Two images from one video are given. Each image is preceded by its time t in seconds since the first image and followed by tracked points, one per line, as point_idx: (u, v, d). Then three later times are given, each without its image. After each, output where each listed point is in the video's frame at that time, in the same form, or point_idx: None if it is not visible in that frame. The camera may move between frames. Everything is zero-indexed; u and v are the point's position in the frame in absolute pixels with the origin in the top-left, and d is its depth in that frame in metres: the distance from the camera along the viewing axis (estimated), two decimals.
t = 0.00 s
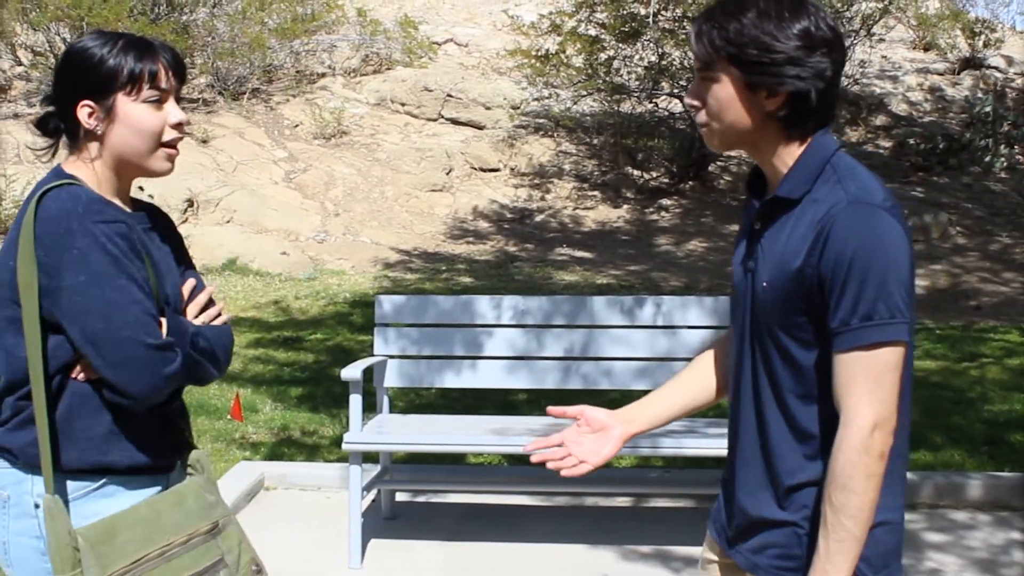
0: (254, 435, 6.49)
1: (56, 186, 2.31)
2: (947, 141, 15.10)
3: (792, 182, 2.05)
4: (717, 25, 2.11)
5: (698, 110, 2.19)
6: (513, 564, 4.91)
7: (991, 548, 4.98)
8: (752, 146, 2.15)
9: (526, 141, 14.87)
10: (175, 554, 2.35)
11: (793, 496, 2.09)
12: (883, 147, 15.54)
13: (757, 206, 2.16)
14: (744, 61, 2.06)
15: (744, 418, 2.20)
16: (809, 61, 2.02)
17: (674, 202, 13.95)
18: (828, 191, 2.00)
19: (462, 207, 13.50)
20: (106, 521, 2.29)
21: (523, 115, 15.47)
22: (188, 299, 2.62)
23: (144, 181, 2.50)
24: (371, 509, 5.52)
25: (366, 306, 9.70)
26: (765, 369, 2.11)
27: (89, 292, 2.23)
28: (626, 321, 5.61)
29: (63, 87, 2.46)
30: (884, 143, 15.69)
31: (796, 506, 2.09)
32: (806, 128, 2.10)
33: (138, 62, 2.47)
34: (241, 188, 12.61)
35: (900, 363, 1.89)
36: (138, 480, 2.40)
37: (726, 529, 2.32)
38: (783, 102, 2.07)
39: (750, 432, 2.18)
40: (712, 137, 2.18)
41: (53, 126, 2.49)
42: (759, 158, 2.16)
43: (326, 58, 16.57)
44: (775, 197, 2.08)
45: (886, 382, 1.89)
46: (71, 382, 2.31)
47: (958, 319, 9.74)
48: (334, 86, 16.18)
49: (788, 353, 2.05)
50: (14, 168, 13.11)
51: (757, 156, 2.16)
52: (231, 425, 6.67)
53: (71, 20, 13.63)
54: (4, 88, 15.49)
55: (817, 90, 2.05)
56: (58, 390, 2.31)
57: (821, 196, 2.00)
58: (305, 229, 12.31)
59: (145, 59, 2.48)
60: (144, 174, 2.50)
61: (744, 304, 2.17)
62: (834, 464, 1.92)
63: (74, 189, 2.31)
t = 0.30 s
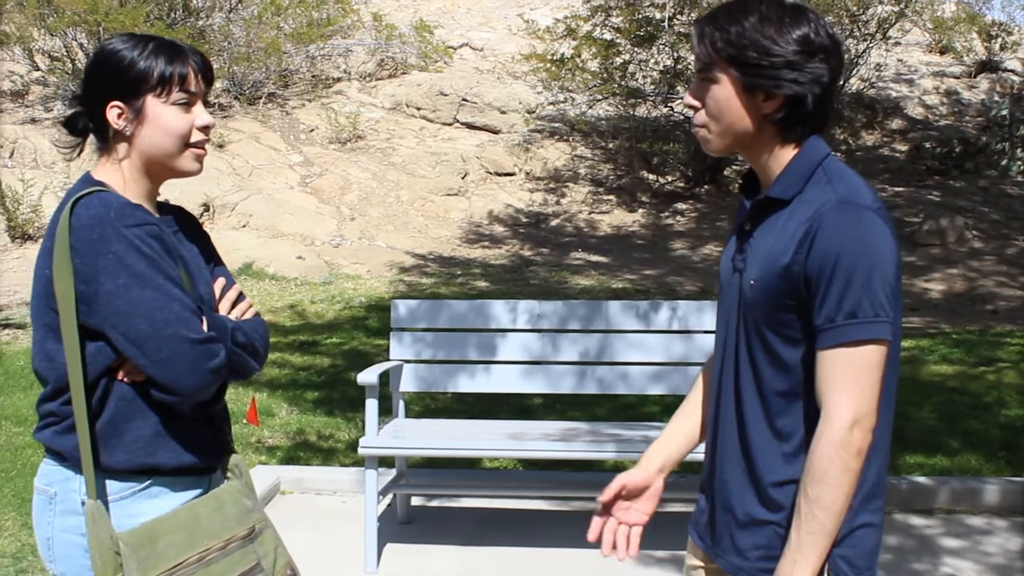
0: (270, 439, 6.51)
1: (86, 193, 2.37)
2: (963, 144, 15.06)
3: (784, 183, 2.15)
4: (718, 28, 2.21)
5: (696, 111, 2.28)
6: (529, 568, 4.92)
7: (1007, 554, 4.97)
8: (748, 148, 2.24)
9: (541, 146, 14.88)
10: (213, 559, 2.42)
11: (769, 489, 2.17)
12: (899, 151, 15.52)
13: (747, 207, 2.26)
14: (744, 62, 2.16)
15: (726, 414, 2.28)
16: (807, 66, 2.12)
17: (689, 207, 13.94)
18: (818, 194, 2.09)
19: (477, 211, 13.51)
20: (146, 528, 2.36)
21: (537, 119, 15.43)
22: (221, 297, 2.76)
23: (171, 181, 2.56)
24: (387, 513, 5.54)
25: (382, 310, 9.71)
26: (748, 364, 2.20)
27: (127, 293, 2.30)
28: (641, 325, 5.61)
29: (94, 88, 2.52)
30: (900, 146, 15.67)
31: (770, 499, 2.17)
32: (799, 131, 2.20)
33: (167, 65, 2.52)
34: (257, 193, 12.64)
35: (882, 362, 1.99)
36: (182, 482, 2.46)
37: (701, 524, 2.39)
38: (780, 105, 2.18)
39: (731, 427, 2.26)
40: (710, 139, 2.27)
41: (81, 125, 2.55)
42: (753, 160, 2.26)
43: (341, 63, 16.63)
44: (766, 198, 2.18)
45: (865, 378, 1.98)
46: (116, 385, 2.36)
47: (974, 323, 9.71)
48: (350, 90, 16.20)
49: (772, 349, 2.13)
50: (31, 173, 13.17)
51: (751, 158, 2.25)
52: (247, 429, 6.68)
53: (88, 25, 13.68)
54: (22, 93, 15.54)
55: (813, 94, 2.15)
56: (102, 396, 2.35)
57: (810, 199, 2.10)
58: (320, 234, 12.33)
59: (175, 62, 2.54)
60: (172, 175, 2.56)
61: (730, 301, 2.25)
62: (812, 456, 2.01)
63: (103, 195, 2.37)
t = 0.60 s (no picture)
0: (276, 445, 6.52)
1: (137, 202, 2.52)
2: (969, 152, 15.04)
3: (763, 190, 2.17)
4: (701, 35, 2.22)
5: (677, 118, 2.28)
6: None
7: (1012, 562, 4.96)
8: (728, 156, 2.25)
9: (546, 153, 14.89)
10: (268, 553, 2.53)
11: (748, 491, 2.17)
12: (905, 158, 15.52)
13: (728, 213, 2.27)
14: (724, 70, 2.16)
15: (705, 418, 2.28)
16: (786, 75, 2.13)
17: (695, 214, 13.93)
18: (796, 197, 2.11)
19: (483, 218, 13.53)
20: (204, 522, 2.45)
21: (544, 126, 15.46)
22: (262, 303, 2.86)
23: (217, 189, 2.69)
24: (392, 520, 5.54)
25: (387, 317, 9.72)
26: (727, 365, 2.20)
27: (176, 298, 2.42)
28: (646, 332, 5.57)
29: (139, 101, 2.67)
30: (905, 154, 15.68)
31: (748, 501, 2.18)
32: (779, 138, 2.21)
33: (206, 77, 2.66)
34: (264, 200, 12.66)
35: (867, 362, 2.00)
36: (224, 482, 2.60)
37: (683, 526, 2.40)
38: (759, 113, 2.18)
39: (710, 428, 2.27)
40: (692, 148, 2.27)
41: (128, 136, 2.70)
42: (732, 166, 2.26)
43: (348, 70, 16.60)
44: (745, 204, 2.19)
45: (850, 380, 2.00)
46: (160, 387, 2.49)
47: (980, 331, 9.70)
48: (356, 97, 16.22)
49: (753, 350, 2.14)
50: (38, 180, 13.20)
51: (731, 163, 2.26)
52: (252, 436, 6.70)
53: (95, 32, 13.71)
54: (29, 100, 15.58)
55: (792, 102, 2.15)
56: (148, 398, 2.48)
57: (788, 203, 2.11)
58: (326, 240, 12.35)
59: (213, 73, 2.68)
60: (217, 183, 2.69)
61: (711, 306, 2.26)
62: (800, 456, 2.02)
63: (150, 206, 2.50)
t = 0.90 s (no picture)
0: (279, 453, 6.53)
1: (149, 208, 2.57)
2: (972, 158, 15.01)
3: (738, 197, 2.35)
4: (674, 49, 2.43)
5: (652, 127, 2.49)
6: None
7: (1016, 569, 4.96)
8: (704, 163, 2.46)
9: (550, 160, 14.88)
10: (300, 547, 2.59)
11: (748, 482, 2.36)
12: (908, 164, 15.51)
13: (706, 218, 2.47)
14: (696, 82, 2.37)
15: (692, 421, 2.46)
16: (756, 85, 2.33)
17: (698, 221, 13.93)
18: (768, 202, 2.30)
19: (486, 225, 13.53)
20: (238, 519, 2.51)
21: (547, 133, 15.47)
22: (276, 309, 2.87)
23: (235, 199, 2.73)
24: (396, 527, 5.55)
25: (391, 325, 9.72)
26: (711, 374, 2.39)
27: (188, 304, 2.48)
28: (649, 340, 5.59)
29: (164, 110, 2.73)
30: (908, 160, 15.67)
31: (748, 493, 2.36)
32: (752, 147, 2.41)
33: (230, 88, 2.72)
34: (267, 207, 12.67)
35: (876, 345, 2.17)
36: (239, 482, 2.64)
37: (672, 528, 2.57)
38: (731, 123, 2.39)
39: (697, 434, 2.45)
40: (667, 156, 2.48)
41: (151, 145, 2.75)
42: (709, 174, 2.47)
43: (352, 78, 16.69)
44: (722, 211, 2.38)
45: (865, 364, 2.14)
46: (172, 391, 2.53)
47: (984, 337, 9.70)
48: (359, 105, 16.23)
49: (737, 355, 2.33)
50: (42, 188, 13.23)
51: (708, 172, 2.47)
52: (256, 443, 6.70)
53: (99, 40, 13.72)
54: (33, 108, 15.62)
55: (763, 112, 2.37)
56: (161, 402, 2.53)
57: (761, 208, 2.30)
58: (329, 248, 12.36)
59: (237, 85, 2.73)
60: (236, 193, 2.73)
61: (694, 316, 2.43)
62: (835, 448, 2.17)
63: (164, 212, 2.56)
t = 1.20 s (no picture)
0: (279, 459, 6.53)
1: (143, 216, 2.58)
2: (973, 167, 15.02)
3: (714, 206, 2.36)
4: (648, 64, 2.44)
5: (630, 143, 2.50)
6: None
7: None
8: (683, 176, 2.46)
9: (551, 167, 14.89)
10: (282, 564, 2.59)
11: (738, 485, 2.36)
12: (909, 173, 15.53)
13: (688, 228, 2.47)
14: (671, 96, 2.38)
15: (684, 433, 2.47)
16: (731, 97, 2.34)
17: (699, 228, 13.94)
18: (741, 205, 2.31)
19: (488, 232, 13.54)
20: (219, 535, 2.53)
21: (549, 140, 15.48)
22: (276, 309, 2.88)
23: (217, 206, 2.75)
24: (396, 534, 5.55)
25: (392, 331, 9.74)
26: (700, 381, 2.41)
27: (183, 306, 2.49)
28: (650, 348, 5.63)
29: (153, 113, 2.75)
30: (909, 169, 15.69)
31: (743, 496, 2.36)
32: (730, 159, 2.41)
33: (213, 94, 2.72)
34: (269, 213, 12.68)
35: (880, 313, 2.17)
36: (250, 488, 2.65)
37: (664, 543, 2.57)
38: (708, 137, 2.39)
39: (688, 445, 2.47)
40: (646, 169, 2.48)
41: (142, 147, 2.77)
42: (689, 187, 2.47)
43: (354, 84, 16.69)
44: (700, 221, 2.39)
45: (873, 330, 2.12)
46: (176, 396, 2.55)
47: (984, 346, 9.71)
48: (361, 111, 16.27)
49: (725, 360, 2.35)
50: (44, 193, 13.24)
51: (688, 184, 2.47)
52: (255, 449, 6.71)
53: (102, 46, 13.73)
54: (35, 113, 15.67)
55: (740, 124, 2.37)
56: (167, 410, 2.54)
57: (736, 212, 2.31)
58: (331, 254, 12.38)
59: (221, 91, 2.73)
60: (219, 200, 2.75)
61: (678, 329, 2.45)
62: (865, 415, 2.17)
63: (154, 219, 2.57)
